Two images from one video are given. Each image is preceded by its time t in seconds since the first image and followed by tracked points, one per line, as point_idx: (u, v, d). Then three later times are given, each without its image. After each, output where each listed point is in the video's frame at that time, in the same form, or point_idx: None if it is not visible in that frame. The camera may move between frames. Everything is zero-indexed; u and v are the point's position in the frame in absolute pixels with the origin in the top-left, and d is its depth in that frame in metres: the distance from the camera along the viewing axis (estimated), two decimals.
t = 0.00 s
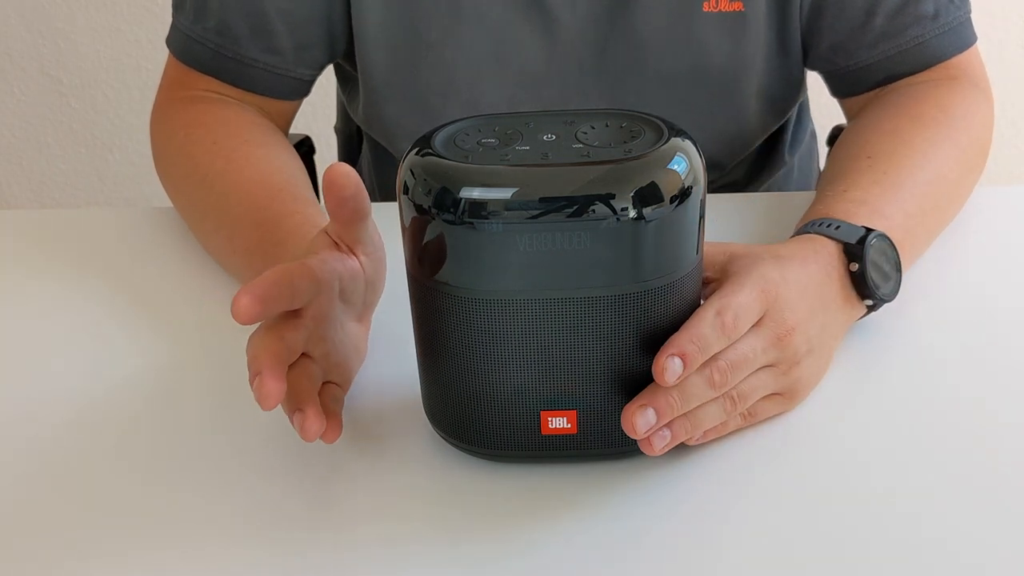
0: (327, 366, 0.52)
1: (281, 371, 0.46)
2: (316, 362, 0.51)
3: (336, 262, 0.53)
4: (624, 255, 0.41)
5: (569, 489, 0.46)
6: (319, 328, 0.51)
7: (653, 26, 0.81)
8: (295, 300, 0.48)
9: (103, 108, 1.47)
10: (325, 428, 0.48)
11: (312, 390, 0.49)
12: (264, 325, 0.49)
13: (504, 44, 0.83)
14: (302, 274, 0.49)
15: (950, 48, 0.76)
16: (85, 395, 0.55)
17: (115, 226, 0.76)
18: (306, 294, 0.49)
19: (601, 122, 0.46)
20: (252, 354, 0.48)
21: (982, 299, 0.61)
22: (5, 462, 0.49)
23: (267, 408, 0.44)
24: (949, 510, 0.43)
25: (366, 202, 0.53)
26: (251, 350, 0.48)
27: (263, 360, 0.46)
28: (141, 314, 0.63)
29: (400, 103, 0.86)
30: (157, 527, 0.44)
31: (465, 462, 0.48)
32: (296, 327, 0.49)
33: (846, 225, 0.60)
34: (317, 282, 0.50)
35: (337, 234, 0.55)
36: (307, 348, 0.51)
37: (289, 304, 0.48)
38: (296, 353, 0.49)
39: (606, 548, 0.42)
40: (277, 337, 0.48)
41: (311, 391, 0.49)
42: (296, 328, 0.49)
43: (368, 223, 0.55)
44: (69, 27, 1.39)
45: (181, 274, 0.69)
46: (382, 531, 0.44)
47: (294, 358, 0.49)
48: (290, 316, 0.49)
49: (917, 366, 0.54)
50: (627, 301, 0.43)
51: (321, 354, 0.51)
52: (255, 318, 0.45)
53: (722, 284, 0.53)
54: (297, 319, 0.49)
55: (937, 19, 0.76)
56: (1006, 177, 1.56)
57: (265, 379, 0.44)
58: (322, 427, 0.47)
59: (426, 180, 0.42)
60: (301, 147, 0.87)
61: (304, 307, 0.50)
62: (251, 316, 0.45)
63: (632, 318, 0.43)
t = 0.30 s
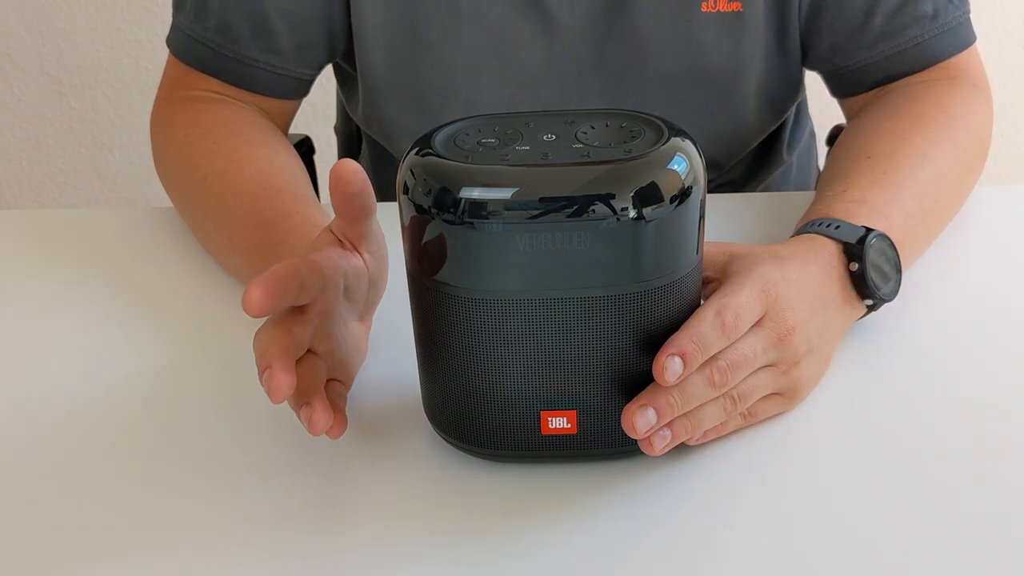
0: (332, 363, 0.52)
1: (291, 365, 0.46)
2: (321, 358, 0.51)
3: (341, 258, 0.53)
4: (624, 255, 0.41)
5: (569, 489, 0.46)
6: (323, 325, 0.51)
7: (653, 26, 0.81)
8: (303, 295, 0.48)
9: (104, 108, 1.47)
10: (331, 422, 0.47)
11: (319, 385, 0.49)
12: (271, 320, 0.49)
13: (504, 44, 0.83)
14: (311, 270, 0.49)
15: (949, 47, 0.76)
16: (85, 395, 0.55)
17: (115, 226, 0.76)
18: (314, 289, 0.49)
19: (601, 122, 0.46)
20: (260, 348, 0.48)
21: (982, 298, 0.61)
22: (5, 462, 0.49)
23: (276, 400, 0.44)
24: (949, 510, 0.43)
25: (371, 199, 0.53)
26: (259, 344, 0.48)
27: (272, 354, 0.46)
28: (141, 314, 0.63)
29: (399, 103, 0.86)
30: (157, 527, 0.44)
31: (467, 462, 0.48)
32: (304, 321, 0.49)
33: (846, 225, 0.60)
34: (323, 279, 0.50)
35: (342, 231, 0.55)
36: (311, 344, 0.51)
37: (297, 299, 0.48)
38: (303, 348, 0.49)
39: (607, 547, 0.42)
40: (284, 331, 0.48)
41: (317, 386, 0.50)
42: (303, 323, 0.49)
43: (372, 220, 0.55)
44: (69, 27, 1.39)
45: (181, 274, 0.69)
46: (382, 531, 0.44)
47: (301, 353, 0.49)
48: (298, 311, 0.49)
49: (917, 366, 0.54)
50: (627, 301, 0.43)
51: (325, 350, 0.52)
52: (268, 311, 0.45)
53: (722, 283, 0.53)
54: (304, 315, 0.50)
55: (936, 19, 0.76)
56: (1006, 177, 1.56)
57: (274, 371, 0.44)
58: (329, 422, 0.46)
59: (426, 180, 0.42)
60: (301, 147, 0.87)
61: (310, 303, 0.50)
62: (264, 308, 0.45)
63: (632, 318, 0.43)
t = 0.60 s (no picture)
0: (338, 359, 0.52)
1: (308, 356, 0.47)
2: (327, 353, 0.51)
3: (351, 256, 0.53)
4: (623, 255, 0.41)
5: (569, 489, 0.46)
6: (332, 319, 0.51)
7: (654, 26, 0.81)
8: (318, 286, 0.49)
9: (104, 108, 1.47)
10: (335, 416, 0.48)
11: (324, 379, 0.50)
12: (281, 311, 0.50)
13: (505, 43, 0.83)
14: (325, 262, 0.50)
15: (951, 47, 0.76)
16: (85, 395, 0.55)
17: (115, 226, 0.76)
18: (328, 281, 0.50)
19: (601, 122, 0.46)
20: (271, 338, 0.48)
21: (982, 298, 0.61)
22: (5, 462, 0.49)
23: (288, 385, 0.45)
24: (948, 510, 0.43)
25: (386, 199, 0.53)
26: (271, 332, 0.49)
27: (287, 341, 0.47)
28: (141, 314, 0.63)
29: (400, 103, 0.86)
30: (157, 526, 0.44)
31: (465, 462, 0.48)
32: (314, 314, 0.50)
33: (846, 225, 0.60)
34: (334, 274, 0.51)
35: (353, 229, 0.55)
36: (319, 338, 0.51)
37: (310, 290, 0.48)
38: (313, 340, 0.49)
39: (606, 548, 0.42)
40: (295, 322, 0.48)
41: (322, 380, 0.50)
42: (313, 316, 0.50)
43: (386, 220, 0.55)
44: (69, 27, 1.39)
45: (181, 274, 0.69)
46: (381, 531, 0.44)
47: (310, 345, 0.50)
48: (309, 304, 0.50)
49: (916, 366, 0.54)
50: (627, 301, 0.43)
51: (333, 345, 0.52)
52: (289, 295, 0.46)
53: (721, 284, 0.53)
54: (315, 307, 0.50)
55: (937, 19, 0.76)
56: (1006, 177, 1.56)
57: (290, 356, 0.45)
58: (335, 413, 0.47)
59: (426, 180, 0.42)
60: (301, 147, 0.87)
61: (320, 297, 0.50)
62: (285, 292, 0.45)
63: (632, 318, 0.43)
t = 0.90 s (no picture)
0: (339, 357, 0.52)
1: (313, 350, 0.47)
2: (328, 351, 0.52)
3: (356, 256, 0.53)
4: (623, 255, 0.41)
5: (569, 489, 0.46)
6: (336, 318, 0.52)
7: (652, 25, 0.81)
8: (323, 284, 0.49)
9: (104, 108, 1.47)
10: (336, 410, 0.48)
11: (326, 376, 0.50)
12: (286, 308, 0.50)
13: (505, 42, 0.83)
14: (332, 261, 0.50)
15: (953, 47, 0.76)
16: (84, 395, 0.55)
17: (115, 226, 0.76)
18: (332, 280, 0.50)
19: (601, 122, 0.46)
20: (276, 334, 0.49)
21: (983, 299, 0.61)
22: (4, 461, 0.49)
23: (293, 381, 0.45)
24: (948, 509, 0.43)
25: (391, 199, 0.53)
26: (276, 328, 0.49)
27: (292, 337, 0.47)
28: (140, 314, 0.63)
29: (399, 103, 0.86)
30: (156, 526, 0.44)
31: (466, 462, 0.48)
32: (319, 312, 0.50)
33: (847, 226, 0.60)
34: (339, 273, 0.51)
35: (356, 228, 0.54)
36: (322, 337, 0.51)
37: (316, 288, 0.48)
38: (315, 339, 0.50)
39: (606, 548, 0.42)
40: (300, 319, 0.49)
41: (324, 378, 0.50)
42: (317, 315, 0.50)
43: (390, 220, 0.54)
44: (69, 26, 1.39)
45: (181, 274, 0.69)
46: (381, 531, 0.44)
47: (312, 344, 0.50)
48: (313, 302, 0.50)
49: (916, 366, 0.54)
50: (627, 301, 0.43)
51: (334, 344, 0.52)
52: (298, 294, 0.46)
53: (722, 284, 0.53)
54: (320, 306, 0.50)
55: (940, 19, 0.76)
56: (1006, 178, 1.56)
57: (296, 353, 0.45)
58: (334, 411, 0.47)
59: (426, 180, 0.42)
60: (301, 147, 0.87)
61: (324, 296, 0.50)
62: (294, 291, 0.46)
63: (632, 318, 0.43)
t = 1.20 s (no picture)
0: (339, 356, 0.52)
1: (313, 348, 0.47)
2: (328, 350, 0.52)
3: (355, 255, 0.53)
4: (624, 255, 0.41)
5: (569, 489, 0.46)
6: (336, 317, 0.52)
7: (650, 26, 0.81)
8: (324, 284, 0.49)
9: (104, 108, 1.47)
10: (334, 408, 0.48)
11: (325, 374, 0.50)
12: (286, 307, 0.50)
13: (504, 43, 0.83)
14: (332, 261, 0.50)
15: (954, 48, 0.76)
16: (83, 395, 0.55)
17: (114, 226, 0.76)
18: (333, 280, 0.50)
19: (601, 123, 0.46)
20: (276, 333, 0.49)
21: (983, 299, 0.61)
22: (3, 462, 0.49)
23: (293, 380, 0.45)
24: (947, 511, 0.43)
25: (390, 198, 0.53)
26: (276, 328, 0.49)
27: (293, 336, 0.48)
28: (140, 314, 0.63)
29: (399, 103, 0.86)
30: (155, 527, 0.44)
31: (464, 463, 0.48)
32: (319, 311, 0.50)
33: (848, 226, 0.60)
34: (340, 273, 0.51)
35: (354, 228, 0.54)
36: (322, 336, 0.51)
37: (317, 288, 0.49)
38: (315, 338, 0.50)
39: (604, 549, 0.42)
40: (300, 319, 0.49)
41: (323, 377, 0.50)
42: (317, 314, 0.50)
43: (389, 219, 0.54)
44: (68, 26, 1.39)
45: (180, 274, 0.69)
46: (380, 532, 0.44)
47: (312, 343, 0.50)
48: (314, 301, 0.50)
49: (916, 366, 0.54)
50: (627, 301, 0.43)
51: (335, 343, 0.52)
52: (300, 294, 0.46)
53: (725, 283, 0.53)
54: (320, 305, 0.50)
55: (940, 20, 0.76)
56: (1006, 178, 1.56)
57: (296, 352, 0.46)
58: (333, 409, 0.47)
59: (426, 180, 0.42)
60: (301, 147, 0.87)
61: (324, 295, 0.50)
62: (296, 292, 0.46)
63: (632, 318, 0.43)
